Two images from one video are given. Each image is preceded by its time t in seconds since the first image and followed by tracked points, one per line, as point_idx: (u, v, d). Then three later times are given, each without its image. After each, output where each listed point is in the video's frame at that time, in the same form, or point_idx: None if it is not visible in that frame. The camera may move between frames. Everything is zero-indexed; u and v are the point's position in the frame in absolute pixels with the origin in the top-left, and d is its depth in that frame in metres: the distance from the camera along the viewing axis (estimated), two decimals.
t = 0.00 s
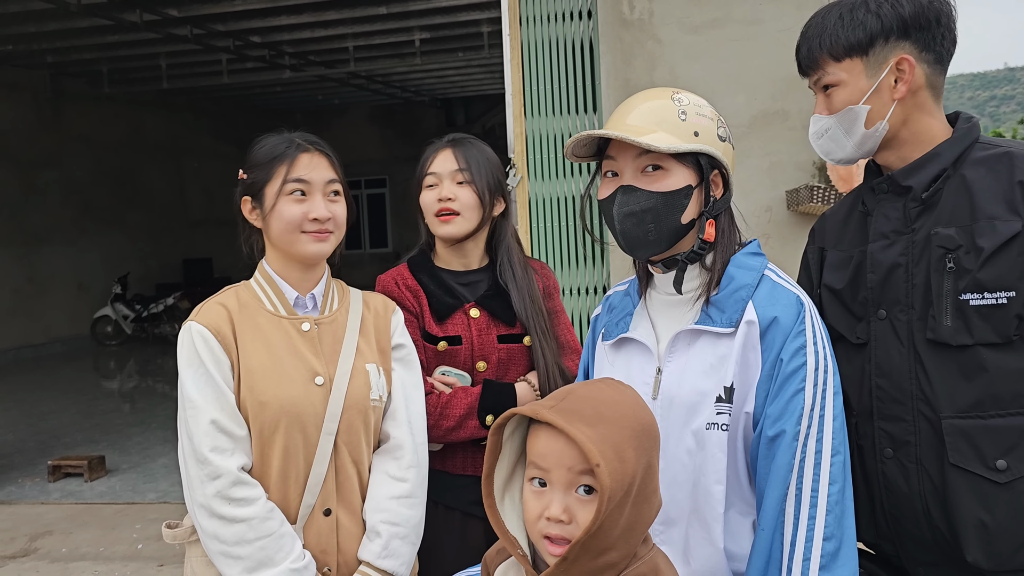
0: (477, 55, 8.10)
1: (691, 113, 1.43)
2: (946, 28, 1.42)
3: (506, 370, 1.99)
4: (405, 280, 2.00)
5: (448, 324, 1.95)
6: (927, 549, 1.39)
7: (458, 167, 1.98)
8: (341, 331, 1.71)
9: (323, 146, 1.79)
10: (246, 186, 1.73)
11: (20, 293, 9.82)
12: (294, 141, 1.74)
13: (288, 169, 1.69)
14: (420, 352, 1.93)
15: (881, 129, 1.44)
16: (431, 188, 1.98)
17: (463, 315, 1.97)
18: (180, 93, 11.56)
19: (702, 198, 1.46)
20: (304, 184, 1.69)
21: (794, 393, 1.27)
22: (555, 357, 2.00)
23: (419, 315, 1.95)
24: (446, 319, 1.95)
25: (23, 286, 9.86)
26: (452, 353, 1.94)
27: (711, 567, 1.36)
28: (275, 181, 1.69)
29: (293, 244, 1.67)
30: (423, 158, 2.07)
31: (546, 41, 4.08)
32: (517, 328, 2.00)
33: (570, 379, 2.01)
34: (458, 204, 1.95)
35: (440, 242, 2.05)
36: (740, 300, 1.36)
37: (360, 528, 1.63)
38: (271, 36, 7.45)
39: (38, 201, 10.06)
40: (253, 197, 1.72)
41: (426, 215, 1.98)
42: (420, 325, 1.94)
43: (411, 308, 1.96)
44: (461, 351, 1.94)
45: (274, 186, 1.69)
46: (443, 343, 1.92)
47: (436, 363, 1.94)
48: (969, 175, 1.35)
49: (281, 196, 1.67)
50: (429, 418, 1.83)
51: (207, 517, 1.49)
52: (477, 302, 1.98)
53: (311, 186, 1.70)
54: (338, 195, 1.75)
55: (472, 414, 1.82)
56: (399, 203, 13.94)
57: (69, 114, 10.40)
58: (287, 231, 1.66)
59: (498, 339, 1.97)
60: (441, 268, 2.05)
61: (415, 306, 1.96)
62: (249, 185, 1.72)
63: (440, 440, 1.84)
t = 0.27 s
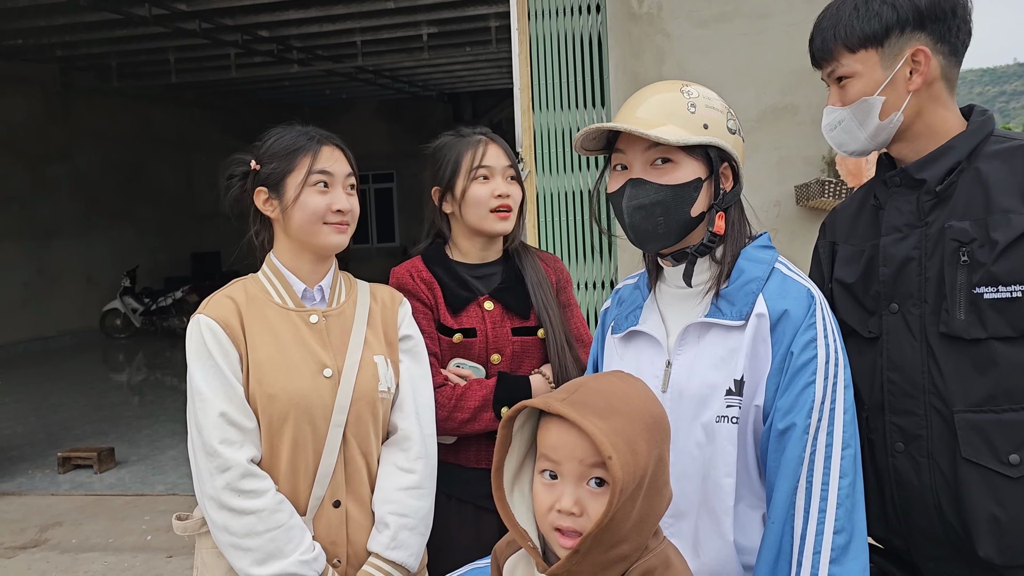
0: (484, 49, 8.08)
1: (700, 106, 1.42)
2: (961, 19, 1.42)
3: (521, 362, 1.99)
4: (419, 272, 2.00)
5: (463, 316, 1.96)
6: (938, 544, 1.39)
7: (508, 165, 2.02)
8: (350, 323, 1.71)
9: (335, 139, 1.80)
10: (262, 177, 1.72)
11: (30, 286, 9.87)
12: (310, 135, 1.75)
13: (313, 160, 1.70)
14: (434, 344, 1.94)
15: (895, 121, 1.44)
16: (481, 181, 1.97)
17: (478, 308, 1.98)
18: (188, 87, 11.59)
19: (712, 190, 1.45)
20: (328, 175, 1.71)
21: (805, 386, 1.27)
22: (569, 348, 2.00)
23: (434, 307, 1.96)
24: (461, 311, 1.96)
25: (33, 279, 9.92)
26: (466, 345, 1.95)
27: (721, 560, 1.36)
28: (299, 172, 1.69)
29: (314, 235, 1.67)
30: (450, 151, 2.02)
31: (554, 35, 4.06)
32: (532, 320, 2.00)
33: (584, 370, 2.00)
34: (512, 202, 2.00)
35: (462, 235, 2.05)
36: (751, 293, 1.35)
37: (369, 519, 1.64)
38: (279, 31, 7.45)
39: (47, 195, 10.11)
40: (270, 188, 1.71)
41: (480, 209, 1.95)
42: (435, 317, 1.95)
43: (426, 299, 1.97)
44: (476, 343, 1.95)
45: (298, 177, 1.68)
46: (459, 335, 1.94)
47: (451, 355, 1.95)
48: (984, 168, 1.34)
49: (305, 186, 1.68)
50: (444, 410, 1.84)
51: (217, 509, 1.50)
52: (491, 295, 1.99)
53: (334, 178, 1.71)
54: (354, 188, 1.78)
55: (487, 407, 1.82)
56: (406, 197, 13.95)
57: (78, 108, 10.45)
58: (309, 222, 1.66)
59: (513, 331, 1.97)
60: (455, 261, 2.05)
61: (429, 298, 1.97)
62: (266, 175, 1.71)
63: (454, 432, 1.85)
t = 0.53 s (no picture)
0: (490, 45, 8.06)
1: (711, 99, 1.41)
2: (973, 12, 1.40)
3: (532, 356, 1.99)
4: (431, 265, 2.01)
5: (474, 310, 1.96)
6: (947, 540, 1.38)
7: (522, 160, 2.03)
8: (358, 316, 1.71)
9: (346, 134, 1.80)
10: (273, 170, 1.71)
11: (36, 281, 9.90)
12: (321, 129, 1.75)
13: (324, 155, 1.69)
14: (446, 337, 1.95)
15: (905, 116, 1.43)
16: (498, 176, 1.97)
17: (489, 302, 1.98)
18: (193, 82, 11.60)
19: (723, 183, 1.44)
20: (339, 171, 1.70)
21: (816, 380, 1.26)
22: (579, 342, 2.00)
23: (445, 301, 1.96)
24: (472, 305, 1.96)
25: (39, 274, 9.95)
26: (479, 339, 1.95)
27: (731, 553, 1.36)
28: (310, 167, 1.68)
29: (325, 230, 1.67)
30: (464, 148, 2.01)
31: (561, 30, 4.06)
32: (543, 314, 2.00)
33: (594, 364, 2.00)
34: (528, 197, 2.00)
35: (474, 230, 2.05)
36: (762, 287, 1.35)
37: (378, 513, 1.64)
38: (284, 25, 7.45)
39: (53, 189, 10.13)
40: (281, 182, 1.70)
41: (498, 206, 1.95)
42: (447, 310, 1.95)
43: (437, 292, 1.97)
44: (488, 337, 1.95)
45: (309, 171, 1.68)
46: (471, 328, 1.94)
47: (463, 349, 1.95)
48: (997, 163, 1.33)
49: (317, 180, 1.67)
50: (455, 403, 1.84)
51: (227, 502, 1.50)
52: (503, 289, 1.99)
53: (345, 173, 1.71)
54: (364, 184, 1.77)
55: (498, 400, 1.82)
56: (411, 193, 13.94)
57: (84, 103, 10.47)
58: (320, 218, 1.66)
59: (525, 325, 1.97)
60: (467, 255, 2.05)
61: (441, 291, 1.97)
62: (277, 169, 1.71)
63: (465, 425, 1.85)
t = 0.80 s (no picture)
0: (492, 40, 8.04)
1: (717, 95, 1.41)
2: (983, 8, 1.40)
3: (536, 351, 1.99)
4: (435, 260, 2.01)
5: (478, 305, 1.96)
6: (951, 535, 1.38)
7: (525, 156, 2.03)
8: (363, 312, 1.71)
9: (352, 129, 1.79)
10: (279, 165, 1.71)
11: (39, 276, 9.92)
12: (328, 125, 1.75)
13: (331, 152, 1.69)
14: (450, 333, 1.95)
15: (913, 110, 1.43)
16: (502, 173, 1.97)
17: (493, 297, 1.98)
18: (196, 77, 11.60)
19: (728, 179, 1.44)
20: (345, 167, 1.70)
21: (821, 376, 1.26)
22: (582, 337, 2.00)
23: (449, 297, 1.97)
24: (476, 300, 1.96)
25: (41, 269, 9.96)
26: (482, 334, 1.96)
27: (735, 549, 1.36)
28: (316, 163, 1.68)
29: (331, 227, 1.67)
30: (467, 144, 2.02)
31: (564, 25, 4.05)
32: (546, 310, 2.00)
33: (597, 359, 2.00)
34: (532, 193, 2.00)
35: (479, 226, 2.05)
36: (767, 283, 1.35)
37: (384, 508, 1.65)
38: (286, 21, 7.45)
39: (56, 185, 10.14)
40: (288, 178, 1.70)
41: (502, 202, 1.95)
42: (450, 305, 1.96)
43: (441, 288, 1.97)
44: (491, 333, 1.95)
45: (316, 167, 1.68)
46: (474, 323, 1.94)
47: (466, 344, 1.95)
48: (1004, 158, 1.32)
49: (323, 177, 1.67)
50: (458, 398, 1.84)
51: (234, 497, 1.50)
52: (507, 285, 1.99)
53: (351, 169, 1.71)
54: (370, 180, 1.77)
55: (500, 396, 1.82)
56: (413, 188, 13.94)
57: (86, 98, 10.48)
58: (326, 214, 1.66)
59: (528, 321, 1.97)
60: (472, 250, 2.05)
61: (444, 287, 1.97)
62: (283, 164, 1.71)
63: (468, 420, 1.85)
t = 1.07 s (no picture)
0: (496, 37, 8.03)
1: (722, 91, 1.41)
2: None
3: (539, 348, 1.99)
4: (439, 256, 2.02)
5: (481, 302, 1.97)
6: (956, 531, 1.39)
7: (527, 152, 2.03)
8: (367, 307, 1.71)
9: (354, 123, 1.79)
10: (283, 161, 1.72)
11: (42, 272, 9.94)
12: (332, 120, 1.74)
13: (334, 146, 1.69)
14: (453, 328, 1.96)
15: (932, 104, 1.44)
16: (504, 170, 1.97)
17: (497, 294, 1.98)
18: (199, 73, 11.60)
19: (733, 175, 1.44)
20: (349, 161, 1.70)
21: (827, 372, 1.26)
22: (586, 334, 1.99)
23: (453, 292, 1.98)
24: (479, 296, 1.96)
25: (45, 265, 9.98)
26: (485, 330, 1.96)
27: (741, 545, 1.36)
28: (320, 157, 1.68)
29: (334, 221, 1.67)
30: (470, 139, 2.02)
31: (568, 21, 4.04)
32: (550, 307, 2.00)
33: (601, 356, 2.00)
34: (535, 189, 2.00)
35: (483, 223, 2.05)
36: (773, 279, 1.35)
37: (389, 503, 1.65)
38: (290, 17, 7.45)
39: (59, 181, 10.15)
40: (292, 173, 1.70)
41: (504, 199, 1.95)
42: (453, 302, 1.97)
43: (445, 284, 1.98)
44: (494, 329, 1.95)
45: (319, 162, 1.68)
46: (477, 319, 1.94)
47: (469, 340, 1.95)
48: (1015, 154, 1.32)
49: (326, 171, 1.68)
50: (461, 393, 1.84)
51: (240, 493, 1.50)
52: (511, 281, 1.99)
53: (354, 165, 1.71)
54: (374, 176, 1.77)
55: (503, 391, 1.82)
56: (416, 185, 13.92)
57: (89, 94, 10.49)
58: (330, 208, 1.66)
59: (531, 317, 1.97)
60: (476, 246, 2.06)
61: (448, 283, 1.98)
62: (287, 159, 1.71)
63: (470, 417, 1.85)
